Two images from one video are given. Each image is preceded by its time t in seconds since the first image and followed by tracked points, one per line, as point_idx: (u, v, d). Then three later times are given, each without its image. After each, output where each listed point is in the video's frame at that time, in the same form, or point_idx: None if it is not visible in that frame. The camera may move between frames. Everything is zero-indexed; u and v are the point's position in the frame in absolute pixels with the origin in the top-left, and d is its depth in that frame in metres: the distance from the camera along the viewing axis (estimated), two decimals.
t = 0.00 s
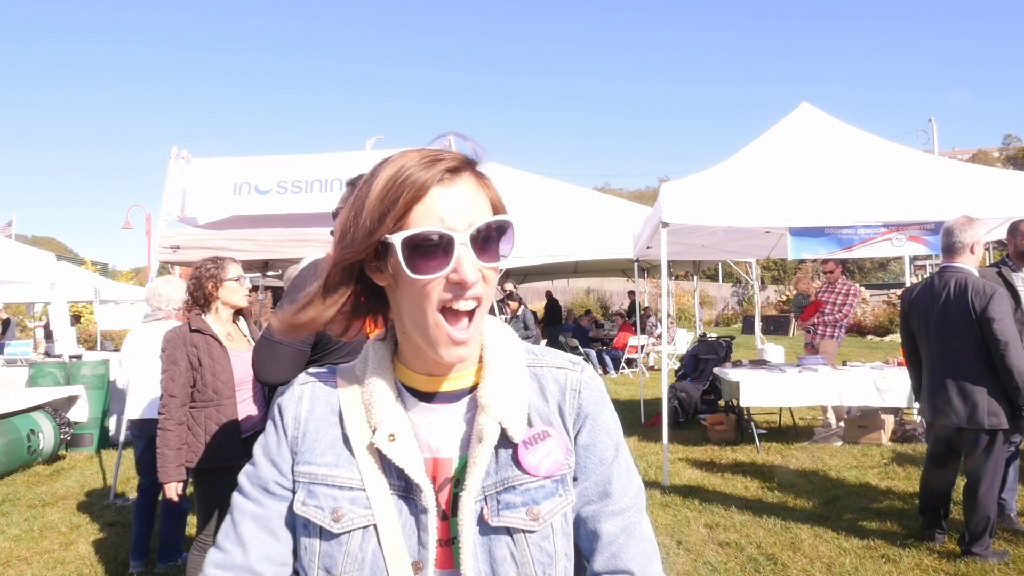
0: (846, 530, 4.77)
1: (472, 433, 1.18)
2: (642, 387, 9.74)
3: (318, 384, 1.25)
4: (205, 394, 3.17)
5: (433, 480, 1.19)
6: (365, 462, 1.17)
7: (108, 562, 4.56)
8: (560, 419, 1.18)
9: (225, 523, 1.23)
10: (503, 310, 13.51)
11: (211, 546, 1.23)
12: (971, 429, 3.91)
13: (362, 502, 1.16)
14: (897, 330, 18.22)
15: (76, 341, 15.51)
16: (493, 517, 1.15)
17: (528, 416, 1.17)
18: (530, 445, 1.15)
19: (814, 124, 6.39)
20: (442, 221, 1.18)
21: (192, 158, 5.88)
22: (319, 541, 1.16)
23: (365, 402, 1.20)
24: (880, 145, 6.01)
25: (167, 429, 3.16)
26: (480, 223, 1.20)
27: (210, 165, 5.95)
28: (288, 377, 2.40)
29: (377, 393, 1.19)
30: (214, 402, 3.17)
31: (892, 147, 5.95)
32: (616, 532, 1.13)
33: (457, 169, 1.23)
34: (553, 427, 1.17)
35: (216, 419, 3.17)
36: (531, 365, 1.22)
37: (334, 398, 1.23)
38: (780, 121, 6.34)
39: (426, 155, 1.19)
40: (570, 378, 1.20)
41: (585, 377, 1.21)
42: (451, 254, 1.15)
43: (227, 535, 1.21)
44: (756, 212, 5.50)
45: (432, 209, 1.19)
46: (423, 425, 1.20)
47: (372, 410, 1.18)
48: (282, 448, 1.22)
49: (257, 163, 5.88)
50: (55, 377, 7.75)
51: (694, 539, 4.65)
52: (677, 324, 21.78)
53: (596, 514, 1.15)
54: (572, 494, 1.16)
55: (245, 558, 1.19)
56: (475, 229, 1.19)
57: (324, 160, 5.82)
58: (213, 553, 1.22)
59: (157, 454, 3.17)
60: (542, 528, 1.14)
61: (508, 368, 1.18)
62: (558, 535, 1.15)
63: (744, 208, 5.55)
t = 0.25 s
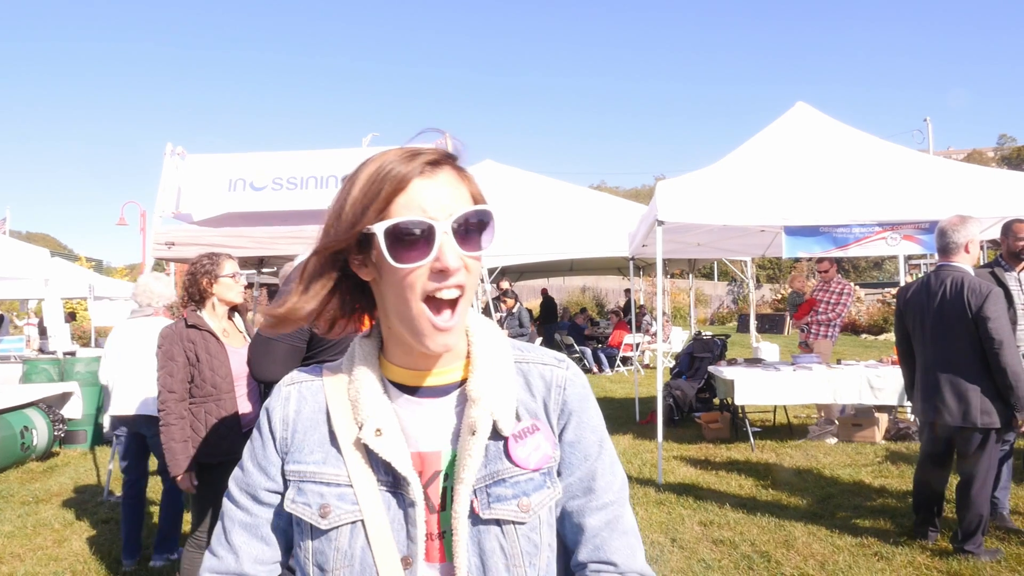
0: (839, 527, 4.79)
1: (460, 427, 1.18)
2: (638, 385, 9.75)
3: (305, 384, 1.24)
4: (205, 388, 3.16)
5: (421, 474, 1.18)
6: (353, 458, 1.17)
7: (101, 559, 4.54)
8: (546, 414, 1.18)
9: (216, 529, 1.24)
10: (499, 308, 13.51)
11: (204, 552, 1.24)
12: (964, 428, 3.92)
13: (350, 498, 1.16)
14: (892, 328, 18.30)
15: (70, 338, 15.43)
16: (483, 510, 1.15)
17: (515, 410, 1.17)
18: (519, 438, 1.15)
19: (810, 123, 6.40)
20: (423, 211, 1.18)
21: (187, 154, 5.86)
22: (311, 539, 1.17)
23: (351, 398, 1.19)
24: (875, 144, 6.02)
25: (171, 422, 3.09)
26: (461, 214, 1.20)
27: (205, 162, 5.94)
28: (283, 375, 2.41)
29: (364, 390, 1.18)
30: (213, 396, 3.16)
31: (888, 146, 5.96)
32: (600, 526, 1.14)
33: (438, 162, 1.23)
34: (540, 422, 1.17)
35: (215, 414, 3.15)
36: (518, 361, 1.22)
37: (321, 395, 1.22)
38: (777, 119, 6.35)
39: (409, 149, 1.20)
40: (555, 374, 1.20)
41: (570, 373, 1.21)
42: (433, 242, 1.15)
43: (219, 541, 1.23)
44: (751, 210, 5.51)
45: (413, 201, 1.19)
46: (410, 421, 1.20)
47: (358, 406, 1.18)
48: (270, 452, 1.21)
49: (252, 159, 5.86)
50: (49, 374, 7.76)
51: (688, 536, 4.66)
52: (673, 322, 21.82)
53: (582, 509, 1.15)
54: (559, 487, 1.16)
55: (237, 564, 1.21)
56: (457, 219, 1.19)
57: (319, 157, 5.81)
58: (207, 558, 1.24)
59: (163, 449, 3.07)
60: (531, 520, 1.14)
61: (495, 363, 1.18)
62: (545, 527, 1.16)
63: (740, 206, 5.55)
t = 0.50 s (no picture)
0: (842, 528, 4.78)
1: (462, 427, 1.18)
2: (639, 386, 9.74)
3: (308, 382, 1.24)
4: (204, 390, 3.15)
5: (422, 474, 1.18)
6: (354, 457, 1.16)
7: (103, 561, 4.54)
8: (547, 416, 1.18)
9: (218, 525, 1.24)
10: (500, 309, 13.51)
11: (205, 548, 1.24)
12: (967, 429, 3.91)
13: (351, 497, 1.16)
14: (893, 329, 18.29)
15: (72, 339, 15.44)
16: (485, 510, 1.14)
17: (517, 411, 1.17)
18: (521, 439, 1.15)
19: (811, 123, 6.40)
20: (388, 206, 1.21)
21: (188, 156, 5.87)
22: (311, 537, 1.17)
23: (354, 399, 1.19)
24: (876, 144, 6.02)
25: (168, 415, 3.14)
26: (425, 204, 1.20)
27: (207, 164, 5.94)
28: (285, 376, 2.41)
29: (366, 390, 1.18)
30: (212, 399, 3.14)
31: (888, 146, 5.96)
32: (601, 529, 1.14)
33: (407, 162, 1.27)
34: (542, 424, 1.17)
35: (213, 417, 3.13)
36: (520, 363, 1.22)
37: (324, 394, 1.22)
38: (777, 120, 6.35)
39: (377, 157, 1.27)
40: (557, 377, 1.20)
41: (571, 377, 1.20)
42: (394, 235, 1.17)
43: (221, 537, 1.22)
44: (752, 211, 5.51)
45: (379, 199, 1.23)
46: (411, 421, 1.20)
47: (361, 406, 1.18)
48: (273, 449, 1.21)
49: (253, 161, 5.87)
50: (51, 376, 7.75)
51: (691, 537, 4.65)
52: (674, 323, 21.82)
53: (582, 511, 1.15)
54: (560, 488, 1.16)
55: (236, 560, 1.20)
56: (420, 209, 1.19)
57: (320, 159, 5.81)
58: (207, 555, 1.23)
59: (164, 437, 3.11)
60: (531, 521, 1.14)
61: (496, 365, 1.18)
62: (545, 529, 1.15)
63: (741, 207, 5.55)
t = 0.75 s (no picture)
0: (841, 530, 4.78)
1: (461, 422, 1.18)
2: (639, 387, 9.74)
3: (310, 379, 1.24)
4: (201, 390, 3.16)
5: (420, 468, 1.18)
6: (353, 452, 1.16)
7: (102, 561, 4.54)
8: (546, 412, 1.18)
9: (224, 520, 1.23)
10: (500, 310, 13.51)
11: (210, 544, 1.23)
12: (965, 431, 3.92)
13: (349, 491, 1.16)
14: (893, 330, 18.30)
15: (72, 339, 15.44)
16: (482, 504, 1.14)
17: (516, 407, 1.17)
18: (519, 434, 1.15)
19: (811, 124, 6.41)
20: (380, 205, 1.22)
21: (188, 156, 5.88)
22: (310, 531, 1.16)
23: (354, 397, 1.19)
24: (876, 146, 6.03)
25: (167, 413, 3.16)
26: (419, 203, 1.20)
27: (206, 164, 5.95)
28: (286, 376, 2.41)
29: (366, 387, 1.18)
30: (209, 399, 3.15)
31: (888, 147, 5.97)
32: (597, 525, 1.13)
33: (402, 162, 1.27)
34: (540, 420, 1.17)
35: (209, 417, 3.12)
36: (519, 361, 1.22)
37: (325, 391, 1.22)
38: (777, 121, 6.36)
39: (373, 159, 1.28)
40: (556, 374, 1.20)
41: (570, 374, 1.20)
42: (388, 234, 1.18)
43: (227, 531, 1.21)
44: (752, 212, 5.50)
45: (373, 198, 1.24)
46: (410, 417, 1.19)
47: (361, 403, 1.18)
48: (275, 444, 1.21)
49: (253, 161, 5.87)
50: (51, 375, 7.74)
51: (689, 538, 4.65)
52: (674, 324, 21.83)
53: (578, 508, 1.15)
54: (557, 484, 1.16)
55: (240, 552, 1.18)
56: (414, 208, 1.20)
57: (320, 159, 5.82)
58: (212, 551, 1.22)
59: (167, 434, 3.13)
60: (528, 516, 1.14)
61: (496, 360, 1.18)
62: (542, 525, 1.16)
63: (740, 208, 5.55)
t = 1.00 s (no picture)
0: (836, 526, 4.79)
1: (460, 417, 1.17)
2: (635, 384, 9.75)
3: (311, 373, 1.25)
4: (197, 383, 3.16)
5: (419, 462, 1.18)
6: (352, 445, 1.16)
7: (98, 556, 4.53)
8: (545, 407, 1.18)
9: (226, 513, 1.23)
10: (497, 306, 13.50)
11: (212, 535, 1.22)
12: (962, 429, 3.93)
13: (348, 484, 1.16)
14: (889, 327, 18.35)
15: (68, 334, 15.39)
16: (480, 498, 1.14)
17: (515, 401, 1.17)
18: (517, 428, 1.14)
19: (808, 122, 6.41)
20: (380, 202, 1.22)
21: (185, 151, 5.86)
22: (308, 522, 1.16)
23: (354, 391, 1.19)
24: (873, 143, 6.03)
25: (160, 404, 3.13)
26: (418, 201, 1.20)
27: (203, 159, 5.92)
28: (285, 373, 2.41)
29: (366, 380, 1.18)
30: (206, 393, 3.16)
31: (886, 145, 5.97)
32: (595, 521, 1.13)
33: (403, 159, 1.27)
34: (539, 414, 1.17)
35: (207, 410, 3.13)
36: (519, 357, 1.22)
37: (325, 385, 1.23)
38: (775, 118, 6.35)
39: (374, 155, 1.27)
40: (555, 369, 1.20)
41: (569, 369, 1.20)
42: (388, 232, 1.18)
43: (228, 523, 1.21)
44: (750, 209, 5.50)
45: (374, 195, 1.23)
46: (409, 410, 1.19)
47: (360, 396, 1.18)
48: (276, 436, 1.21)
49: (250, 156, 5.85)
50: (46, 370, 7.72)
51: (685, 534, 4.66)
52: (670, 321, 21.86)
53: (576, 503, 1.14)
54: (556, 479, 1.15)
55: (241, 543, 1.18)
56: (413, 206, 1.19)
57: (317, 154, 5.80)
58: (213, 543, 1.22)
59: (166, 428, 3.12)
60: (526, 511, 1.13)
61: (494, 355, 1.18)
62: (540, 520, 1.15)
63: (738, 205, 5.54)
